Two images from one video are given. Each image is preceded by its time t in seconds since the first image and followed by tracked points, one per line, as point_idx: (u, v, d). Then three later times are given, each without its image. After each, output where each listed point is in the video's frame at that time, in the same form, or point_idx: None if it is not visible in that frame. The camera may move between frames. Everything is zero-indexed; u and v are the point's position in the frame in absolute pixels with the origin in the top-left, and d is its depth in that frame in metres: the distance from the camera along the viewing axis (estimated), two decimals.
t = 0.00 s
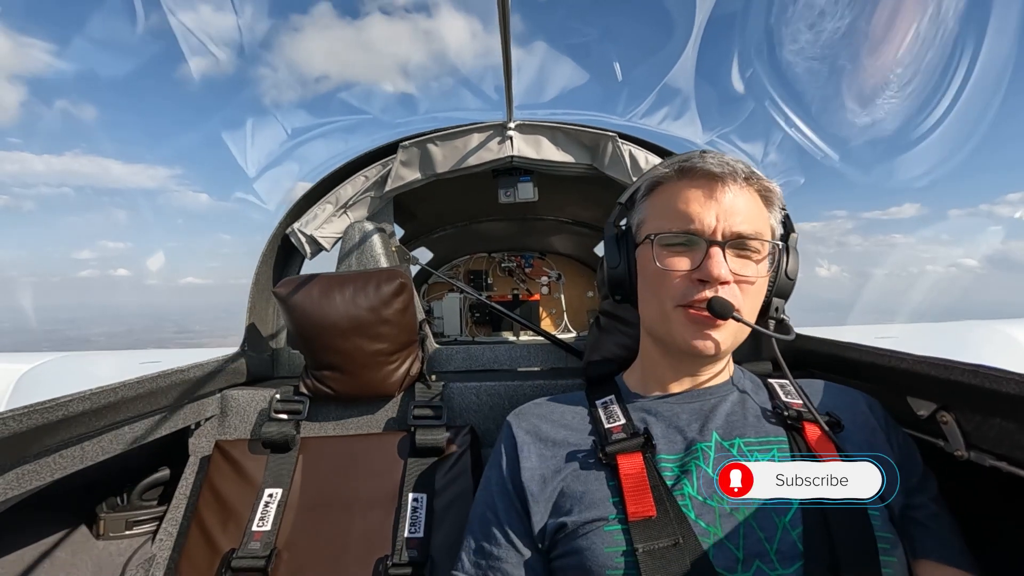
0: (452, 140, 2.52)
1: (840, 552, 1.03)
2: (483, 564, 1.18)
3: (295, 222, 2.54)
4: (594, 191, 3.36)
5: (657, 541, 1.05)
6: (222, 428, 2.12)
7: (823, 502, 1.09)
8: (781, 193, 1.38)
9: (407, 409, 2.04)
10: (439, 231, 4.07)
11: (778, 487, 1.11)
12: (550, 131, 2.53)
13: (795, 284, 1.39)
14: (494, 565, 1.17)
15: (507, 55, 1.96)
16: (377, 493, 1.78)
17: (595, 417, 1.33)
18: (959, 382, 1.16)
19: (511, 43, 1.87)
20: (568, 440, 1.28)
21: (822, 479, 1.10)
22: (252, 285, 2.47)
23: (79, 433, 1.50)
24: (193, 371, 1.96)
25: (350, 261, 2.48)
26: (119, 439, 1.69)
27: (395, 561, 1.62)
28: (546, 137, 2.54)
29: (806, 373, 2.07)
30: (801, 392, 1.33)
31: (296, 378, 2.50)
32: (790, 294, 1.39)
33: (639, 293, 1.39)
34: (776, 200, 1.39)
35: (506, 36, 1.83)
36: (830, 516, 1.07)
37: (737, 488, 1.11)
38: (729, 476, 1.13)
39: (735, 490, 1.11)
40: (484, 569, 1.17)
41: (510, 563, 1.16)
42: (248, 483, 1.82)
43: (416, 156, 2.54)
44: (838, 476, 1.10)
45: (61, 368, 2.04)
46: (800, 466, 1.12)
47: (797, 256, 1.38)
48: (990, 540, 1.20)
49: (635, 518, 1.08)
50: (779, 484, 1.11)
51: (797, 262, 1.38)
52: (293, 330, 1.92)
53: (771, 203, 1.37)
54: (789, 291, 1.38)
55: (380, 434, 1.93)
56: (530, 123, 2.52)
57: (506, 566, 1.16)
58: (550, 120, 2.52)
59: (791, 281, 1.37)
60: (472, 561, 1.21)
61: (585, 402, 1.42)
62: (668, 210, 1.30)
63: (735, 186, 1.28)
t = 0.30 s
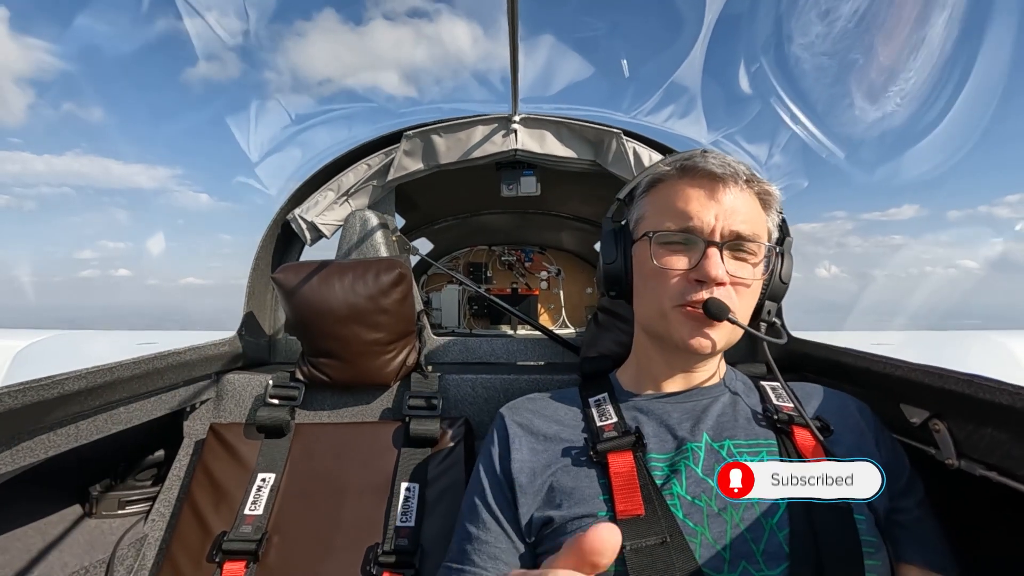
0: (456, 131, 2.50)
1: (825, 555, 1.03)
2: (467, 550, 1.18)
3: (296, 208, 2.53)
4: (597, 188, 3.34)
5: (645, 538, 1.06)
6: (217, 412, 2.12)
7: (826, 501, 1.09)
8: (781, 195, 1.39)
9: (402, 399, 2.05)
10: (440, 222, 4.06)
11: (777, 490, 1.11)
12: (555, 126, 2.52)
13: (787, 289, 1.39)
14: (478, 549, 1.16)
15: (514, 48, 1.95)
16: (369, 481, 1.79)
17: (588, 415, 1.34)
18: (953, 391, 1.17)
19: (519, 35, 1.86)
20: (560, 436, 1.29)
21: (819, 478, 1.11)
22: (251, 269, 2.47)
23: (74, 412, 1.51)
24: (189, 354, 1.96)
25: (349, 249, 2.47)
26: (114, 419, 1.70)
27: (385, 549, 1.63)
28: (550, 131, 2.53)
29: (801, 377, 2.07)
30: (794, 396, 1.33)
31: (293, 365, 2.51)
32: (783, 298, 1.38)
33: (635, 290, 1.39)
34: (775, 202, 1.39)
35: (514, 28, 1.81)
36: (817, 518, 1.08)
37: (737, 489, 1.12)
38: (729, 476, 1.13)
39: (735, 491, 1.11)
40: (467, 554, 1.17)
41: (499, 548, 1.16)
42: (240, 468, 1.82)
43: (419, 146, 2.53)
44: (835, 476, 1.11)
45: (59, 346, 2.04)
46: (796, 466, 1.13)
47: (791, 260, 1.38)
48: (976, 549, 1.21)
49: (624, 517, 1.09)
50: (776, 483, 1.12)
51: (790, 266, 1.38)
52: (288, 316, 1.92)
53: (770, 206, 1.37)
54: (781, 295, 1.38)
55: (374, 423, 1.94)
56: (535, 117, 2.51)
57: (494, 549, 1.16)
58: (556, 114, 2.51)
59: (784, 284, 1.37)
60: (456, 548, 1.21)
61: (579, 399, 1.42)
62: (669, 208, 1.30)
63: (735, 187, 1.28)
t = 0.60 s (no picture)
0: (456, 131, 2.50)
1: (831, 554, 1.03)
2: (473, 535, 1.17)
3: (296, 210, 2.53)
4: (597, 186, 3.34)
5: (653, 534, 1.05)
6: (220, 415, 2.12)
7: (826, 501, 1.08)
8: (786, 192, 1.37)
9: (404, 400, 2.05)
10: (440, 223, 4.06)
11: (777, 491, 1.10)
12: (554, 125, 2.52)
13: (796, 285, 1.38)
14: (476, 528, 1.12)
15: (513, 47, 1.95)
16: (373, 482, 1.79)
17: (594, 411, 1.33)
18: (955, 386, 1.17)
19: (517, 35, 1.85)
20: (566, 429, 1.29)
21: (817, 481, 1.09)
22: (252, 272, 2.47)
23: (78, 417, 1.51)
24: (192, 357, 1.96)
25: (350, 251, 2.47)
26: (118, 424, 1.70)
27: (390, 550, 1.63)
28: (550, 130, 2.52)
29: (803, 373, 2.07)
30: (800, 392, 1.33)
31: (295, 367, 2.51)
32: (791, 295, 1.38)
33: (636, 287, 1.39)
34: (780, 199, 1.38)
35: (512, 28, 1.81)
36: (822, 518, 1.07)
37: (737, 489, 1.11)
38: (729, 476, 1.12)
39: (735, 491, 1.11)
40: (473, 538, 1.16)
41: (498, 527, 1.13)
42: (245, 469, 1.82)
43: (419, 147, 2.53)
44: (835, 479, 1.09)
45: (61, 351, 2.04)
46: (798, 467, 1.10)
47: (799, 256, 1.38)
48: (982, 544, 1.21)
49: (631, 513, 1.08)
50: (775, 487, 1.10)
51: (799, 265, 1.37)
52: (291, 316, 1.92)
53: (774, 202, 1.36)
54: (789, 292, 1.38)
55: (377, 424, 1.94)
56: (534, 116, 2.51)
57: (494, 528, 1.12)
58: (555, 113, 2.50)
59: (792, 282, 1.36)
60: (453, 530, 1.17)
61: (581, 398, 1.42)
62: (668, 204, 1.30)
63: (735, 183, 1.27)
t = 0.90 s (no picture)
0: (452, 138, 2.51)
1: (837, 555, 1.02)
2: (484, 565, 1.18)
3: (295, 219, 2.54)
4: (594, 189, 3.35)
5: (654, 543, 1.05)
6: (221, 426, 2.12)
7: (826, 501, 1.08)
8: (776, 190, 1.35)
9: (406, 407, 2.04)
10: (439, 229, 4.06)
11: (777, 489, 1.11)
12: (551, 129, 2.53)
13: (795, 283, 1.39)
14: (495, 566, 1.15)
15: (508, 53, 1.96)
16: (376, 490, 1.78)
17: (593, 419, 1.33)
18: (957, 381, 1.17)
19: (511, 41, 1.86)
20: (566, 443, 1.29)
21: (817, 479, 1.09)
22: (252, 282, 2.47)
23: (79, 431, 1.51)
24: (192, 369, 1.96)
25: (349, 260, 2.48)
26: (119, 437, 1.70)
27: (394, 559, 1.63)
28: (546, 134, 2.53)
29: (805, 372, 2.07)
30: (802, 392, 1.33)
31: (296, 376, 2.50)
32: (790, 294, 1.39)
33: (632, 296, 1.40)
34: (770, 198, 1.36)
35: (507, 34, 1.82)
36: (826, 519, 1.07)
37: (737, 489, 1.11)
38: (728, 476, 1.13)
39: (735, 491, 1.11)
40: (485, 570, 1.17)
41: (513, 563, 1.15)
42: (246, 481, 1.82)
43: (416, 154, 2.54)
44: (836, 476, 1.08)
45: (61, 365, 2.04)
46: (796, 465, 1.11)
47: (798, 251, 1.38)
48: (986, 541, 1.21)
49: (632, 522, 1.09)
50: (775, 484, 1.10)
51: (797, 259, 1.37)
52: (292, 326, 1.93)
53: (763, 203, 1.34)
54: (788, 291, 1.38)
55: (379, 432, 1.93)
56: (530, 121, 2.52)
57: (509, 566, 1.15)
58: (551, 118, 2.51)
59: (790, 280, 1.37)
60: (472, 563, 1.20)
61: (583, 402, 1.42)
62: (654, 214, 1.31)
63: (718, 190, 1.27)
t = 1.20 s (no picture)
0: (454, 139, 2.51)
1: (838, 556, 1.01)
2: (481, 565, 1.17)
3: (296, 221, 2.54)
4: (595, 190, 3.35)
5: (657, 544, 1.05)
6: (223, 428, 2.12)
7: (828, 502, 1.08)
8: (756, 183, 1.35)
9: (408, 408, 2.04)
10: (440, 231, 4.06)
11: (776, 488, 1.10)
12: (551, 131, 2.53)
13: (786, 275, 1.39)
14: (492, 566, 1.15)
15: (509, 55, 1.96)
16: (378, 491, 1.78)
17: (596, 419, 1.33)
18: (960, 382, 1.17)
19: (513, 43, 1.87)
20: (567, 443, 1.28)
21: (817, 479, 1.09)
22: (253, 284, 2.47)
23: (81, 433, 1.51)
24: (194, 371, 1.96)
25: (351, 261, 2.48)
26: (121, 439, 1.70)
27: (396, 560, 1.63)
28: (547, 136, 2.54)
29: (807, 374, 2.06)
30: (802, 392, 1.33)
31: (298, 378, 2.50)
32: (783, 286, 1.39)
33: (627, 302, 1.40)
34: (752, 192, 1.35)
35: (508, 36, 1.82)
36: (827, 519, 1.06)
37: (737, 489, 1.11)
38: (728, 476, 1.13)
39: (735, 491, 1.11)
40: (481, 569, 1.15)
41: (511, 563, 1.14)
42: (248, 481, 1.82)
43: (417, 156, 2.54)
44: (835, 476, 1.09)
45: (64, 367, 2.04)
46: (797, 465, 1.11)
47: (787, 242, 1.38)
48: (988, 540, 1.20)
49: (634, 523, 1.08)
50: (775, 484, 1.10)
51: (787, 251, 1.37)
52: (293, 328, 1.93)
53: (747, 198, 1.34)
54: (780, 283, 1.38)
55: (381, 433, 1.93)
56: (531, 123, 2.52)
57: (507, 566, 1.14)
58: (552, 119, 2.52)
59: (781, 272, 1.37)
60: (469, 563, 1.20)
61: (585, 403, 1.42)
62: (639, 219, 1.31)
63: (699, 191, 1.27)
